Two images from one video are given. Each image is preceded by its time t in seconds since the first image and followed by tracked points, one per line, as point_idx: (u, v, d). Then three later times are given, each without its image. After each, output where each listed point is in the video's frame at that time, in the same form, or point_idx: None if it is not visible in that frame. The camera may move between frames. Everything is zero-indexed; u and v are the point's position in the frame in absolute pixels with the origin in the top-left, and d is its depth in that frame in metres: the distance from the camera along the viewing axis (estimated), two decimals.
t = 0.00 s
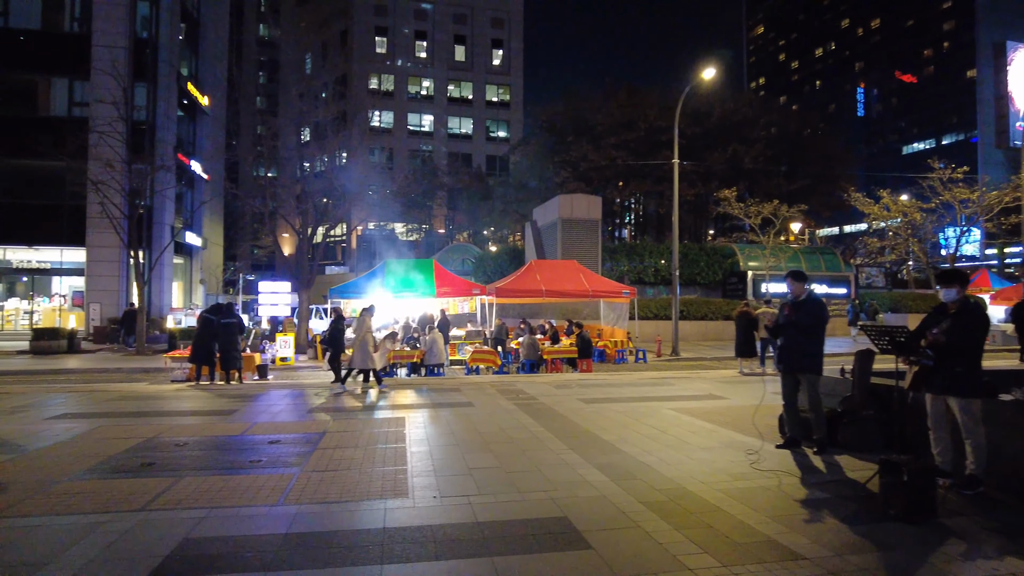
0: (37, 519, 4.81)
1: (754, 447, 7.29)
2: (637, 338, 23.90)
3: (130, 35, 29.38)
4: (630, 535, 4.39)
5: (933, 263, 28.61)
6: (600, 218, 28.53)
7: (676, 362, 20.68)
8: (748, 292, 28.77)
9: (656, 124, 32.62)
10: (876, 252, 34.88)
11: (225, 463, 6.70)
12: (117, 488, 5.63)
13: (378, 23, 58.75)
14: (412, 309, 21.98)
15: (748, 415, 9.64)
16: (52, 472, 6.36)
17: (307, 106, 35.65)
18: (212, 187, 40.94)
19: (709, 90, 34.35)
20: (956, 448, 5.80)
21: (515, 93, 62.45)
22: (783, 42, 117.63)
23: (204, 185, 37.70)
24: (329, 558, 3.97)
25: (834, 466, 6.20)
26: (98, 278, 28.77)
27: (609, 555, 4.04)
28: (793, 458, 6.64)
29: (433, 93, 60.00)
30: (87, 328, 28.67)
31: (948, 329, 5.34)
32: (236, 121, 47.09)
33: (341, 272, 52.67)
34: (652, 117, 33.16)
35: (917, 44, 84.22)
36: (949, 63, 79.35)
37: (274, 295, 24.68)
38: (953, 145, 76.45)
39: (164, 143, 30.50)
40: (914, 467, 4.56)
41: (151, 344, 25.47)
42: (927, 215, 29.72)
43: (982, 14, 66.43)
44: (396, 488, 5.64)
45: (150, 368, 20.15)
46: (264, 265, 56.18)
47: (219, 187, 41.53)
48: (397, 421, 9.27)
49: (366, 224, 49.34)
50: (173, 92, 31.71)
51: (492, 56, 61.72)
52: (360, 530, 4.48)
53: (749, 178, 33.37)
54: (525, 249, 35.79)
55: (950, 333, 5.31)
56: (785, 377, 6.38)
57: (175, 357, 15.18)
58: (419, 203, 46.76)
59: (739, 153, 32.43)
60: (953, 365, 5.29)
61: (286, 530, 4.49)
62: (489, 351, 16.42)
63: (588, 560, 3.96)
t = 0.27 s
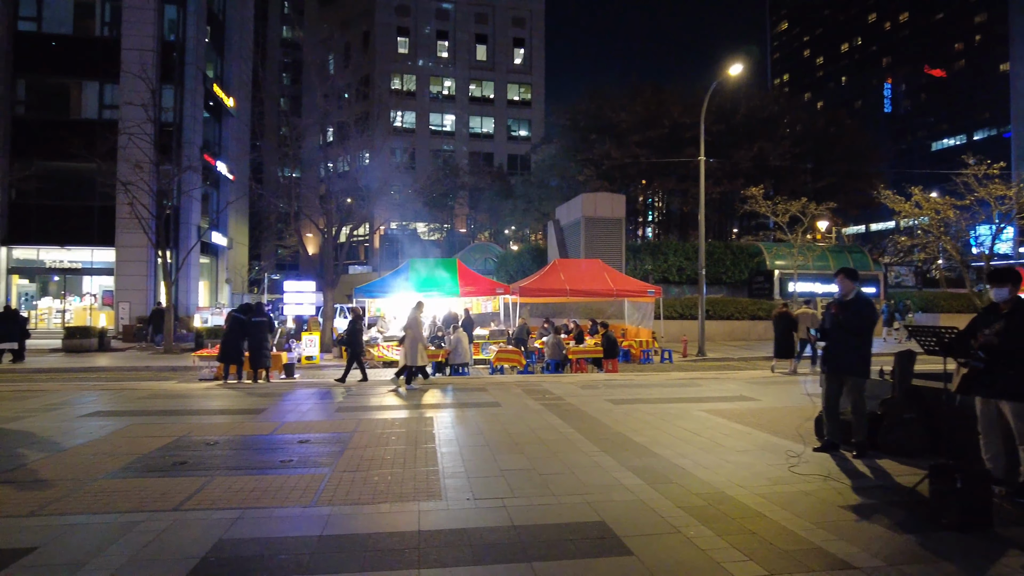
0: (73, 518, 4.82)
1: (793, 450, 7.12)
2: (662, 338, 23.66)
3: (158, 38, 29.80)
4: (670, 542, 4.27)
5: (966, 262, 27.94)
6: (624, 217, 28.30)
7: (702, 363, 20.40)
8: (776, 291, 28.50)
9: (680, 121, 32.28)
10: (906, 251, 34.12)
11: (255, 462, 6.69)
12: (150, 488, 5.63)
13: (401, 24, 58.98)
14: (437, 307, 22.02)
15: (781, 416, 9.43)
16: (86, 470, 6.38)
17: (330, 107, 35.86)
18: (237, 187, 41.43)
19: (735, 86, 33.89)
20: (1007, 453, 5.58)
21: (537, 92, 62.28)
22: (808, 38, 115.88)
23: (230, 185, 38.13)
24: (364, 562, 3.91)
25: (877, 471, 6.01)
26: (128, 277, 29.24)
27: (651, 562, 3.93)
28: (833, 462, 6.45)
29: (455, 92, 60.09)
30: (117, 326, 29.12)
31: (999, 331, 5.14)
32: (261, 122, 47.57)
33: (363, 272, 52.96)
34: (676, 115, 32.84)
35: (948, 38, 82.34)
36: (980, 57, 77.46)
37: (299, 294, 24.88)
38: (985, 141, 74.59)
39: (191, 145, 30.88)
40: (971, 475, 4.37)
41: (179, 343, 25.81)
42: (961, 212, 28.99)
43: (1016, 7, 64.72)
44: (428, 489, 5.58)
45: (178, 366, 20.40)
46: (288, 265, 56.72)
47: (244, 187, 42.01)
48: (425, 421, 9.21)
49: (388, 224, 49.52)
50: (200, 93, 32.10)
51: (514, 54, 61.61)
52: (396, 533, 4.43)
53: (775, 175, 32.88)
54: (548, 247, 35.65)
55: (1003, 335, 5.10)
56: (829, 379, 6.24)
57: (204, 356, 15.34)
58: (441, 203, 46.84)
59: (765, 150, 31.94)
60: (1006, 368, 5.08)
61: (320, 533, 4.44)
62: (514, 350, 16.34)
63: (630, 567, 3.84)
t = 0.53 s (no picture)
0: (111, 517, 4.82)
1: (832, 452, 6.95)
2: (688, 338, 23.39)
3: (186, 42, 30.22)
4: (714, 547, 4.17)
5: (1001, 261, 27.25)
6: (649, 215, 28.07)
7: (729, 364, 20.15)
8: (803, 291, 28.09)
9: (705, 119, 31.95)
10: (938, 250, 33.40)
11: (287, 461, 6.68)
12: (185, 486, 5.64)
13: (423, 24, 59.20)
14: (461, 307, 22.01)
15: (817, 418, 9.25)
16: (121, 469, 6.41)
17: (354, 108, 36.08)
18: (262, 188, 41.88)
19: (761, 83, 33.45)
20: None
21: (558, 91, 62.11)
22: (833, 34, 114.15)
23: (255, 186, 38.56)
24: (403, 564, 3.87)
25: (922, 475, 5.84)
26: (156, 278, 29.69)
27: (695, 568, 3.83)
28: (875, 466, 6.30)
29: (476, 92, 60.18)
30: (146, 326, 29.58)
31: None
32: (285, 123, 48.07)
33: (386, 271, 53.26)
34: (700, 112, 32.51)
35: (979, 32, 80.48)
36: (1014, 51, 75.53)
37: (324, 294, 25.09)
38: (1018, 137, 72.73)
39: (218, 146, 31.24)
40: None
41: (206, 342, 26.15)
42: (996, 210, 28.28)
43: None
44: (462, 490, 5.52)
45: (206, 364, 20.65)
46: (312, 265, 57.25)
47: (269, 188, 42.45)
48: (454, 420, 9.16)
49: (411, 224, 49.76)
50: (226, 95, 32.48)
51: (535, 54, 61.52)
52: (433, 535, 4.38)
53: (802, 173, 32.40)
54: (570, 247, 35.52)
55: None
56: (872, 379, 6.09)
57: (232, 355, 15.48)
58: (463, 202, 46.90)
59: (792, 148, 31.49)
60: None
61: (357, 534, 4.41)
62: (539, 350, 16.26)
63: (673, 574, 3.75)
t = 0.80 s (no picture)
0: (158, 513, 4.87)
1: (878, 456, 6.74)
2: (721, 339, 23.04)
3: (220, 46, 30.74)
4: (764, 553, 4.06)
5: None
6: (679, 214, 27.76)
7: (763, 364, 19.82)
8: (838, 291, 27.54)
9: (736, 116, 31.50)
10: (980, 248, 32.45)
11: (325, 460, 6.71)
12: (227, 484, 5.69)
13: (450, 26, 59.42)
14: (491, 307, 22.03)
15: (860, 421, 9.01)
16: (164, 466, 6.49)
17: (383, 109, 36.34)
18: (294, 190, 42.46)
19: (794, 79, 32.86)
20: None
21: (586, 90, 61.80)
22: (867, 29, 111.76)
23: (287, 188, 39.09)
24: (448, 566, 3.84)
25: (977, 481, 5.64)
26: (192, 278, 30.26)
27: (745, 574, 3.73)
28: (925, 470, 6.11)
29: (504, 93, 60.22)
30: (181, 325, 30.14)
31: None
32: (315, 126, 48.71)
33: (415, 272, 53.61)
34: (732, 110, 32.06)
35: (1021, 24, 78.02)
36: None
37: (355, 294, 25.35)
38: None
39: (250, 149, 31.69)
40: None
41: (241, 341, 26.59)
42: None
43: None
44: (502, 491, 5.47)
45: (241, 363, 20.98)
46: (342, 265, 57.90)
47: (300, 189, 43.01)
48: (489, 421, 9.12)
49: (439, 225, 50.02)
50: (258, 98, 32.96)
51: (563, 53, 61.34)
52: (476, 536, 4.34)
53: (837, 171, 31.75)
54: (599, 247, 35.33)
55: None
56: (924, 380, 5.91)
57: (267, 354, 15.67)
58: (491, 202, 46.92)
59: (827, 145, 30.87)
60: None
61: (399, 534, 4.40)
62: (571, 350, 16.18)
63: None
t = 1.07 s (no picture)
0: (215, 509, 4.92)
1: (941, 461, 6.48)
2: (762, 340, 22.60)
3: (259, 51, 31.30)
4: (829, 560, 3.91)
5: None
6: (718, 212, 27.31)
7: (808, 366, 19.35)
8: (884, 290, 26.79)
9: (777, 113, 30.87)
10: None
11: (372, 458, 6.73)
12: (277, 481, 5.73)
13: (484, 26, 59.55)
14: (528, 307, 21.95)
15: (916, 424, 8.69)
16: (215, 463, 6.58)
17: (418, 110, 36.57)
18: (331, 192, 43.06)
19: (836, 74, 32.05)
20: None
21: (620, 88, 61.32)
22: (911, 20, 108.55)
23: (325, 189, 39.64)
24: (504, 568, 3.79)
25: None
26: (234, 279, 30.88)
27: None
28: (992, 477, 5.85)
29: (537, 92, 60.11)
30: (224, 325, 30.80)
31: None
32: (352, 128, 49.28)
33: (450, 272, 53.89)
34: (771, 106, 31.42)
35: None
36: None
37: (392, 293, 25.61)
38: None
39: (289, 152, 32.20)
40: None
41: (281, 340, 27.06)
42: None
43: None
44: (552, 492, 5.41)
45: (282, 362, 21.31)
46: (378, 265, 58.52)
47: (338, 191, 43.59)
48: (531, 421, 9.06)
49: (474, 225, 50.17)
50: (297, 101, 33.46)
51: (597, 52, 60.96)
52: (531, 538, 4.29)
53: (882, 167, 30.87)
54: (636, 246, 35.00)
55: None
56: (991, 383, 5.65)
57: (309, 353, 15.88)
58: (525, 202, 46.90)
59: (871, 141, 30.05)
60: None
61: (453, 534, 4.37)
62: (610, 351, 15.97)
63: None
